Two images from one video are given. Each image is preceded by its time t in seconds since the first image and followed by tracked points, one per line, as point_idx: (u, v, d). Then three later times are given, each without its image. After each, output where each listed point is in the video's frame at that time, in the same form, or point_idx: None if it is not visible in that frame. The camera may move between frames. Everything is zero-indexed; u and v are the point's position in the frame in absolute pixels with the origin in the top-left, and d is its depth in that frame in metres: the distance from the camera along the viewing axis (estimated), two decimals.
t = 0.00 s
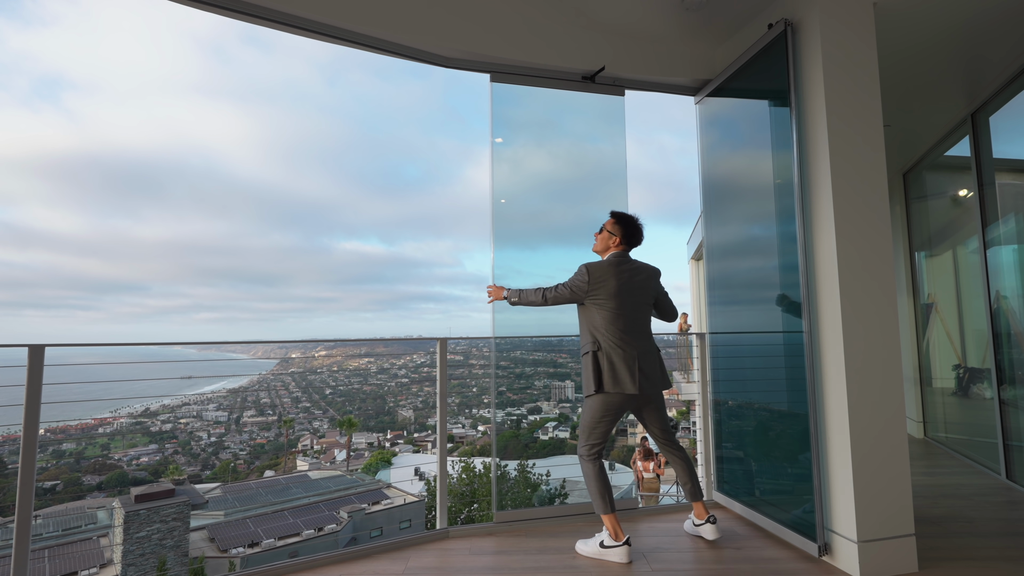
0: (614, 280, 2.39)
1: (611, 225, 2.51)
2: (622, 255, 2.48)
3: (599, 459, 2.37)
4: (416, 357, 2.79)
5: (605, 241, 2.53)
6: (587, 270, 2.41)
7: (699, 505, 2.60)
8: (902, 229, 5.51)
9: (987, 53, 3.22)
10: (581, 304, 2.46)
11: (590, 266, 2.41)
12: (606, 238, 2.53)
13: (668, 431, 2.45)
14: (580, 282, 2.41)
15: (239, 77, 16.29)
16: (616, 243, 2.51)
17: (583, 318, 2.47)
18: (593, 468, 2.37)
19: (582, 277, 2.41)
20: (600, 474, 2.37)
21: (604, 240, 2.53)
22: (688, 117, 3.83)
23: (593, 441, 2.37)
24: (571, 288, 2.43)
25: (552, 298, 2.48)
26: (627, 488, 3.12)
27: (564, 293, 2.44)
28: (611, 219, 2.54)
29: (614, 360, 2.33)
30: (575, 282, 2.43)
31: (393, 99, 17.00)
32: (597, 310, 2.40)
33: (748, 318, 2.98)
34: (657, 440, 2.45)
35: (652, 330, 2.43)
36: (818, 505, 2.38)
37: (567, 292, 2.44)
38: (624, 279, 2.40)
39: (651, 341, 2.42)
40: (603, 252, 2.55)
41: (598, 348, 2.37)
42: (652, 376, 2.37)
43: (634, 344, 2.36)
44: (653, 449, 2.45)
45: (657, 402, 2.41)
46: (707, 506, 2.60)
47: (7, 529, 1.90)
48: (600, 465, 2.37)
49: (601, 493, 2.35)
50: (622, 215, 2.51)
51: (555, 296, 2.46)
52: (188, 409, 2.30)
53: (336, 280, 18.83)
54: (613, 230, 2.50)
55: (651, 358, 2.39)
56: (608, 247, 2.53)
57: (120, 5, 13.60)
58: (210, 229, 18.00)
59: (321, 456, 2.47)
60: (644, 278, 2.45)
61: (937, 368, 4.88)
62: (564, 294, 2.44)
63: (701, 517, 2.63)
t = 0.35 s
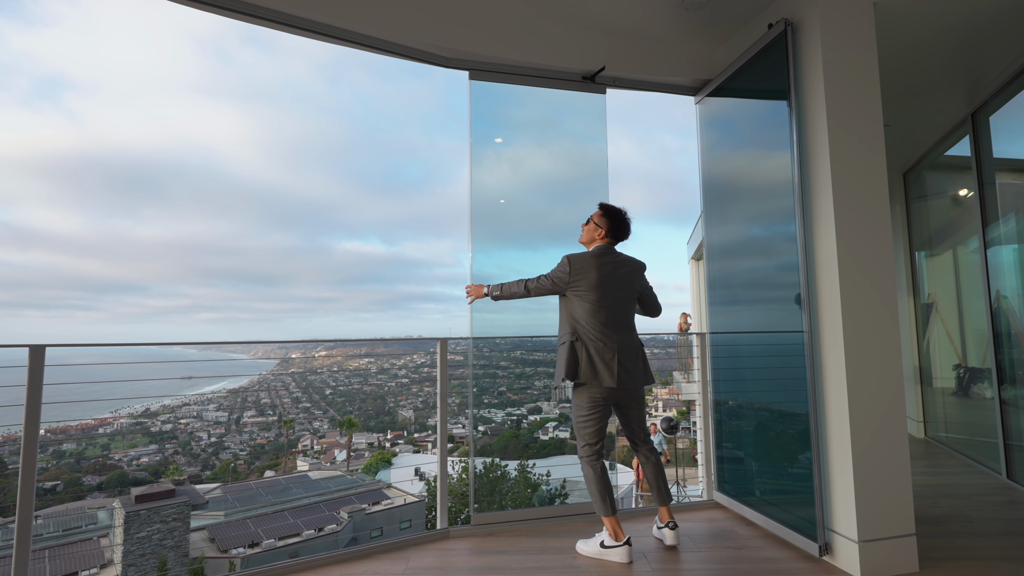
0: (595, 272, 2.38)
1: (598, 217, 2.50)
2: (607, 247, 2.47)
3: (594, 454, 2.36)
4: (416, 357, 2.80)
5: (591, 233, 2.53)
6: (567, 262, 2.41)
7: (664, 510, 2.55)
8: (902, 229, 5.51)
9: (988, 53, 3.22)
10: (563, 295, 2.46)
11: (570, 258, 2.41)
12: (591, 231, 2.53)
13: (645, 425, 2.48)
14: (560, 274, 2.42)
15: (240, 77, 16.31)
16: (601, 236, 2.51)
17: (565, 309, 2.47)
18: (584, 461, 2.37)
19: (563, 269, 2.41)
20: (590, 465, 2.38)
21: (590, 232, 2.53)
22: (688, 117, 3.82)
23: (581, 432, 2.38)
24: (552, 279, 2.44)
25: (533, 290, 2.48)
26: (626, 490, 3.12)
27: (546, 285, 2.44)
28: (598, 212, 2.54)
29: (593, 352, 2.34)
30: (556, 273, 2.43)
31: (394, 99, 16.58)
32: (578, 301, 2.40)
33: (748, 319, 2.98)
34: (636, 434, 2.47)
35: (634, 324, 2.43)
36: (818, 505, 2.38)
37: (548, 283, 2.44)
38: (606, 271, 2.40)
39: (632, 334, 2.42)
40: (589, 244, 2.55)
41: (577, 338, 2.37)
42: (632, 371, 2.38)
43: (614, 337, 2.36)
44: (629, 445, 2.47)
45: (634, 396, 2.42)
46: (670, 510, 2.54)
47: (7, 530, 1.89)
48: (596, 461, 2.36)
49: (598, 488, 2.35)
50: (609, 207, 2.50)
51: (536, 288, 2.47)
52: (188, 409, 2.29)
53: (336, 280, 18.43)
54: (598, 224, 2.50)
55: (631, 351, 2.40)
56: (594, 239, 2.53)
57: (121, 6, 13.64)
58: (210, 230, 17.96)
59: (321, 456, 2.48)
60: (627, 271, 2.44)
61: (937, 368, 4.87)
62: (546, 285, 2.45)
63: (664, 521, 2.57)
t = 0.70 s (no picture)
0: (585, 270, 2.38)
1: (590, 215, 2.50)
2: (599, 246, 2.46)
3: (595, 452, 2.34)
4: (416, 357, 2.84)
5: (582, 232, 2.54)
6: (555, 259, 2.42)
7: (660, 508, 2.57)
8: (903, 230, 5.49)
9: (989, 51, 3.20)
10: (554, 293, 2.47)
11: (558, 255, 2.42)
12: (582, 230, 2.53)
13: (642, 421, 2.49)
14: (549, 272, 2.43)
15: (240, 77, 16.23)
16: (593, 235, 2.50)
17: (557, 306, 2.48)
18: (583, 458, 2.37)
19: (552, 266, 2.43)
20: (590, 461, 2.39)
21: (582, 231, 2.53)
22: (688, 118, 3.82)
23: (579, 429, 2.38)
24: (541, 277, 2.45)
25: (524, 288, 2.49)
26: (627, 490, 3.12)
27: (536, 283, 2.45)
28: (590, 210, 2.53)
29: (585, 350, 2.34)
30: (545, 271, 2.45)
31: (395, 99, 16.27)
32: (570, 299, 2.40)
33: (748, 319, 2.98)
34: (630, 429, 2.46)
35: (628, 321, 2.43)
36: (818, 506, 2.38)
37: (538, 281, 2.45)
38: (597, 269, 2.39)
39: (625, 331, 2.42)
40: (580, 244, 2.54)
41: (570, 337, 2.39)
42: (624, 366, 2.37)
43: (606, 334, 2.36)
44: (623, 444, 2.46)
45: (628, 393, 2.41)
46: (667, 508, 2.56)
47: (8, 530, 1.90)
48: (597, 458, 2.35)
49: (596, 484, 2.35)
50: (601, 206, 2.50)
51: (527, 286, 2.48)
52: (188, 409, 2.29)
53: (336, 280, 18.27)
54: (589, 223, 2.50)
55: (624, 347, 2.39)
56: (587, 238, 2.53)
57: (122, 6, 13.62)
58: (211, 229, 18.00)
59: (321, 456, 2.48)
60: (620, 270, 2.44)
61: (938, 368, 4.87)
62: (536, 284, 2.46)
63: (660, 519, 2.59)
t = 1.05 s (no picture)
0: (585, 269, 2.38)
1: (585, 216, 2.49)
2: (597, 245, 2.46)
3: (596, 453, 2.34)
4: (416, 357, 2.83)
5: (579, 235, 2.52)
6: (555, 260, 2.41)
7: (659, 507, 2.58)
8: (903, 229, 5.49)
9: (990, 50, 3.20)
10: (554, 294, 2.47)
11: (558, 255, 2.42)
12: (579, 232, 2.52)
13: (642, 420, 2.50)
14: (549, 274, 2.42)
15: (241, 77, 16.20)
16: (591, 236, 2.50)
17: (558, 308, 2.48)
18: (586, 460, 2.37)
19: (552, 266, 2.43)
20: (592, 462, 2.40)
21: (578, 231, 2.52)
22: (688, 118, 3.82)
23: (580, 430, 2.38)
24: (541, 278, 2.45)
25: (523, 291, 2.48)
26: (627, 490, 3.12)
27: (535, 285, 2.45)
28: (584, 211, 2.53)
29: (588, 350, 2.34)
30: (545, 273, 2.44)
31: (395, 99, 16.31)
32: (571, 300, 2.40)
33: (748, 318, 2.98)
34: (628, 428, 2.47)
35: (627, 319, 2.43)
36: (819, 506, 2.38)
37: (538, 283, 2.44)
38: (597, 268, 2.39)
39: (625, 330, 2.42)
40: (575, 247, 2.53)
41: (573, 338, 2.38)
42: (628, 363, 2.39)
43: (607, 333, 2.36)
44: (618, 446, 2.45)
45: (629, 392, 2.42)
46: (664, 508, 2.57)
47: (8, 530, 1.88)
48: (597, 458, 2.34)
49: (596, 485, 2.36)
50: (595, 205, 2.50)
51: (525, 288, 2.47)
52: (188, 409, 2.30)
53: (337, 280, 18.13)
54: (587, 225, 2.50)
55: (624, 345, 2.39)
56: (584, 238, 2.52)
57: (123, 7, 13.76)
58: (212, 230, 17.74)
59: (322, 456, 2.49)
60: (618, 267, 2.45)
61: (939, 368, 4.86)
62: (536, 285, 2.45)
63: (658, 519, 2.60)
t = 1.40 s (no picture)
0: (626, 276, 2.40)
1: (591, 225, 2.46)
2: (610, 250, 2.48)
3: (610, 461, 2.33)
4: (416, 357, 2.83)
5: (595, 241, 2.48)
6: (601, 269, 2.32)
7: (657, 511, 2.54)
8: (903, 228, 5.49)
9: (991, 49, 3.19)
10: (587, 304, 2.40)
11: (604, 264, 2.35)
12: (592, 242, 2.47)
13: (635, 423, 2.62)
14: (603, 287, 2.30)
15: (242, 77, 16.23)
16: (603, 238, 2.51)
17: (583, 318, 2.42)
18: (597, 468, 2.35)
19: (597, 276, 2.33)
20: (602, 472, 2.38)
21: (588, 243, 2.47)
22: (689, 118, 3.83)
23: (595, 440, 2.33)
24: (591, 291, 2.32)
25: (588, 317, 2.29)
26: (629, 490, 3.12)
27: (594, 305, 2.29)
28: (580, 223, 2.48)
29: (637, 357, 2.34)
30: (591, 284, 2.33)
31: (396, 98, 16.18)
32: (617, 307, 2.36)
33: (748, 318, 2.99)
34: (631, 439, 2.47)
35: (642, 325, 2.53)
36: (820, 506, 2.38)
37: (593, 299, 2.30)
38: (629, 274, 2.45)
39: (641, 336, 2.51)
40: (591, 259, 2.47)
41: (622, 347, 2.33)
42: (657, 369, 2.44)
43: (642, 338, 2.42)
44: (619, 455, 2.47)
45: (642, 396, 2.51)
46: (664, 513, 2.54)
47: (9, 530, 1.89)
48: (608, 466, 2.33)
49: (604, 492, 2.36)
50: (593, 214, 2.49)
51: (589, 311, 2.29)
52: (190, 409, 2.31)
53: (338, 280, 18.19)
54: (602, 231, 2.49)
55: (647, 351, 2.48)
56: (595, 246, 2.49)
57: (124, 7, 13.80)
58: (214, 230, 17.67)
59: (322, 456, 2.49)
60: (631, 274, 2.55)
61: (939, 367, 4.86)
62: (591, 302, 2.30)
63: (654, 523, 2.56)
